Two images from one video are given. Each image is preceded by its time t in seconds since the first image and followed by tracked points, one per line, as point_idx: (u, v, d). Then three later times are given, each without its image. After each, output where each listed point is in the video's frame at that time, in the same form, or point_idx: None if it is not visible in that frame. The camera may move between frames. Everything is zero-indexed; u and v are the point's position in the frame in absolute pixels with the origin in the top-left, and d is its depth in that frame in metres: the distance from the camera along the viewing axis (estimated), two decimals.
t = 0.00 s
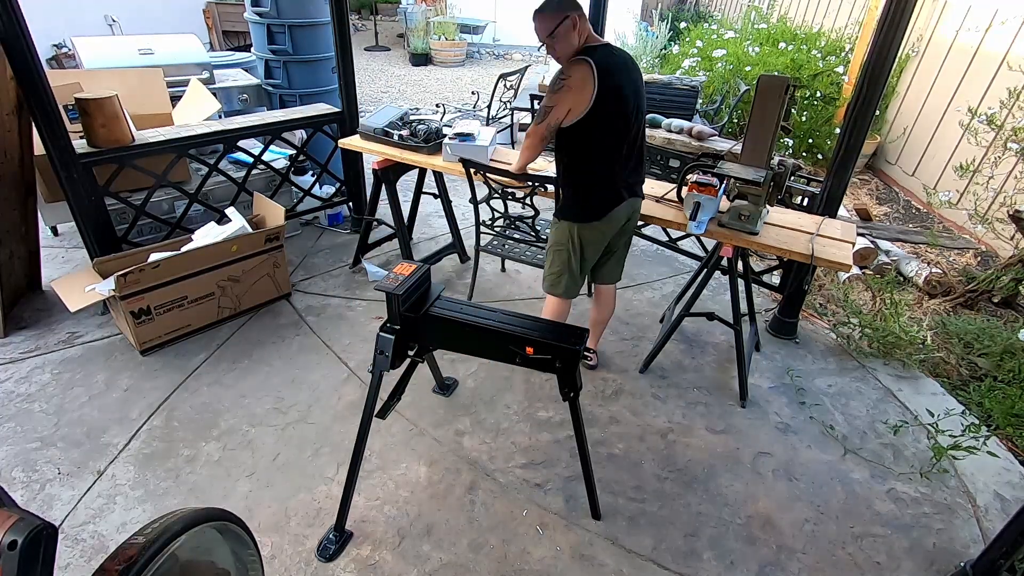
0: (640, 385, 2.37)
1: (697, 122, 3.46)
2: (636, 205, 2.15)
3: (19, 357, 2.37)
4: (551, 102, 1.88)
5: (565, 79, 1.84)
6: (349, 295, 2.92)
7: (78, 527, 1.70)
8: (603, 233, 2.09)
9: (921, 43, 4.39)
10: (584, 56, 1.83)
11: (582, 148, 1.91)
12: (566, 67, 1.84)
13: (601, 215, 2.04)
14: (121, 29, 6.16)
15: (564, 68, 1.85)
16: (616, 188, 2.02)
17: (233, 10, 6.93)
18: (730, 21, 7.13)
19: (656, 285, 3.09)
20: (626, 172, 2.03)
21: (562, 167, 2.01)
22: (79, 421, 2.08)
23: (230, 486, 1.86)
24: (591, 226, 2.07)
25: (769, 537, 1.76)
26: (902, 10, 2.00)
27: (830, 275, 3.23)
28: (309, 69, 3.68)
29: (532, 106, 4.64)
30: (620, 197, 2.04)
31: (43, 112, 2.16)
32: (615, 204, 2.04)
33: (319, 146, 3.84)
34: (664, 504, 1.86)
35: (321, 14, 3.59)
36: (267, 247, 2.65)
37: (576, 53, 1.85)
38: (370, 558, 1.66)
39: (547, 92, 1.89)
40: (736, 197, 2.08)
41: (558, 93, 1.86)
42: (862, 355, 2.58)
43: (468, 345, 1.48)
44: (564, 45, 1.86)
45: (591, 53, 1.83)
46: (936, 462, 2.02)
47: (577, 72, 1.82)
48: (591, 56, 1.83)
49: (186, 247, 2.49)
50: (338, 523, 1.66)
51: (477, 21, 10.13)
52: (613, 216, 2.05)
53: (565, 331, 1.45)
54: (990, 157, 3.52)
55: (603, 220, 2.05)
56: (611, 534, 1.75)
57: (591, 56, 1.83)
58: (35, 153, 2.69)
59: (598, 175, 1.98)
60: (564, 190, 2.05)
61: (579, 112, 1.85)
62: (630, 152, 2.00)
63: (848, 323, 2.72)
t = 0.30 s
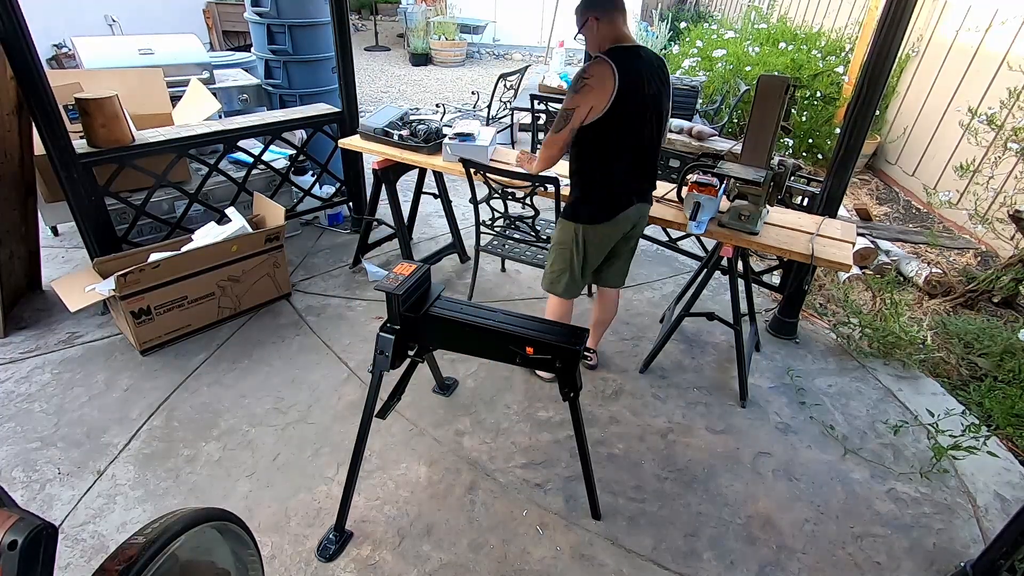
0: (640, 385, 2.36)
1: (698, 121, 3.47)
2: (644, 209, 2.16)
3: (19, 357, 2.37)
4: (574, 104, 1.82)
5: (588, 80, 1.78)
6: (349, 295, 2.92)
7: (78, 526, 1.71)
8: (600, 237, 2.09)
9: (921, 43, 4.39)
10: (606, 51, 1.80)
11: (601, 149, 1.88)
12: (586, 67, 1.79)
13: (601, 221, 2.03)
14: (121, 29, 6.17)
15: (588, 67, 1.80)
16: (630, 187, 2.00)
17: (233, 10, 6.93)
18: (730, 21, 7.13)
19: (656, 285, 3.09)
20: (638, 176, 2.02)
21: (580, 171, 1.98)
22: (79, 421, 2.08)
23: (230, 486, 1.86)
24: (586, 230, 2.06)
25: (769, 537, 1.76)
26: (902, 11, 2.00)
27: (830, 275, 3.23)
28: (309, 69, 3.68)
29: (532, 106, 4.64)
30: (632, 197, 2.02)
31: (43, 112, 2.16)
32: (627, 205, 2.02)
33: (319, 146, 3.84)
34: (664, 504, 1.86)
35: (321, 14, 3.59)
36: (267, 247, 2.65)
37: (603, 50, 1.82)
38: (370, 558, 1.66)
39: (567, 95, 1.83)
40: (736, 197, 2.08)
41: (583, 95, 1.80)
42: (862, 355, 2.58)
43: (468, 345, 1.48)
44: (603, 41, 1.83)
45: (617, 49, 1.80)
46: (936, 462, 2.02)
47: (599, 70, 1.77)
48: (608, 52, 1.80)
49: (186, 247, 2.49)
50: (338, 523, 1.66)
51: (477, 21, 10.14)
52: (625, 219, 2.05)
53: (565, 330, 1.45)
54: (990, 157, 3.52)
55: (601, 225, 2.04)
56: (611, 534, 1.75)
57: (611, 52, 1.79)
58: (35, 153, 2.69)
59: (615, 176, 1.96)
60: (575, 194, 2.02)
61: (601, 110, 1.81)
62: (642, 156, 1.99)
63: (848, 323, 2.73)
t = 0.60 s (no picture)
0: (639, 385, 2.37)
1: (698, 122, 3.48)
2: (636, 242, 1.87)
3: (20, 357, 2.37)
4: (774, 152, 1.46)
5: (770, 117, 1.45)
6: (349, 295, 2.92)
7: (78, 527, 1.71)
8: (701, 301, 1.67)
9: (921, 43, 4.38)
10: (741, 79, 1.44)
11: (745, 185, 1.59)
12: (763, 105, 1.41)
13: (698, 281, 1.63)
14: (121, 30, 6.18)
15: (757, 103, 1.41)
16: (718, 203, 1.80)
17: (233, 10, 6.93)
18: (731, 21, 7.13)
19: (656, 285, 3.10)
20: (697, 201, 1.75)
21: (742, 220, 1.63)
22: (79, 421, 2.08)
23: (230, 486, 1.86)
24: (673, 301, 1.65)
25: (769, 537, 1.76)
26: (901, 11, 2.01)
27: (830, 275, 3.22)
28: (309, 69, 3.68)
29: (532, 106, 4.65)
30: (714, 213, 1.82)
31: (43, 112, 2.16)
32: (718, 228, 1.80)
33: (319, 146, 3.84)
34: (664, 504, 1.86)
35: (321, 14, 3.59)
36: (267, 247, 2.65)
37: (737, 79, 1.43)
38: (370, 558, 1.66)
39: (769, 149, 1.43)
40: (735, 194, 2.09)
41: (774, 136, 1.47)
42: (862, 355, 2.58)
43: (468, 346, 1.48)
44: (723, 67, 1.41)
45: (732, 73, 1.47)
46: (936, 462, 2.02)
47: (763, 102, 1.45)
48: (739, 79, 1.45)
49: (186, 247, 2.49)
50: (338, 523, 1.66)
51: (477, 21, 10.14)
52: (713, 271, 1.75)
53: (565, 331, 1.45)
54: (990, 157, 3.52)
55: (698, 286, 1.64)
56: (611, 534, 1.75)
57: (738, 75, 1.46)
58: (35, 153, 2.69)
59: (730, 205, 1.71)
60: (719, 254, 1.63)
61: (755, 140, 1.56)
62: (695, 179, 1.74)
63: (848, 323, 2.73)
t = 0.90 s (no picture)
0: (640, 385, 2.37)
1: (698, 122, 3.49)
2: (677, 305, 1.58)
3: (20, 357, 2.37)
4: (823, 205, 1.14)
5: (824, 157, 1.12)
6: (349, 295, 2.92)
7: (78, 526, 1.71)
8: (728, 374, 1.42)
9: (921, 43, 4.38)
10: (797, 108, 1.16)
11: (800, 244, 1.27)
12: (809, 140, 1.11)
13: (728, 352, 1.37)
14: (121, 30, 6.18)
15: (802, 137, 1.12)
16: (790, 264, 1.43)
17: (233, 10, 6.92)
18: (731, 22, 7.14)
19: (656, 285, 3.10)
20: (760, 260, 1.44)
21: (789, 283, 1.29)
22: (79, 421, 2.08)
23: (230, 486, 1.86)
24: (694, 365, 1.42)
25: (769, 537, 1.76)
26: (902, 11, 2.01)
27: (830, 275, 3.23)
28: (309, 69, 3.68)
29: (532, 106, 4.65)
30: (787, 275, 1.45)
31: (43, 112, 2.16)
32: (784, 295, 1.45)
33: (319, 146, 3.84)
34: (664, 504, 1.86)
35: (321, 14, 3.59)
36: (267, 247, 2.65)
37: (785, 106, 1.16)
38: (370, 558, 1.66)
39: (806, 195, 1.11)
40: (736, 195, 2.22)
41: (827, 186, 1.13)
42: (862, 355, 2.58)
43: (469, 346, 1.48)
44: (760, 90, 1.17)
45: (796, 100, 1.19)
46: (936, 462, 2.02)
47: (823, 137, 1.14)
48: (797, 107, 1.17)
49: (186, 247, 2.49)
50: (338, 523, 1.66)
51: (477, 21, 10.14)
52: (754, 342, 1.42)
53: (565, 331, 1.45)
54: (990, 157, 3.52)
55: (728, 357, 1.39)
56: (611, 535, 1.75)
57: (798, 104, 1.18)
58: (35, 153, 2.70)
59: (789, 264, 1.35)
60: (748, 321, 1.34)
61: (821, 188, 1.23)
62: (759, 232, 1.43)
63: (848, 323, 2.73)
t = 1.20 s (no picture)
0: (640, 385, 2.37)
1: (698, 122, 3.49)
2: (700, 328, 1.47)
3: (20, 357, 2.37)
4: (826, 286, 0.96)
5: (842, 230, 0.94)
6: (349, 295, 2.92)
7: (78, 526, 1.71)
8: (731, 431, 1.29)
9: (921, 43, 4.37)
10: (832, 161, 0.98)
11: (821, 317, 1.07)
12: (820, 206, 0.93)
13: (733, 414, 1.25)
14: (121, 30, 6.18)
15: (823, 199, 0.94)
16: (826, 333, 1.22)
17: (233, 10, 6.91)
18: (731, 22, 7.14)
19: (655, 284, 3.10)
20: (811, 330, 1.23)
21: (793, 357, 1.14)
22: (79, 421, 2.08)
23: (230, 486, 1.86)
24: (695, 415, 1.32)
25: (769, 537, 1.76)
26: (901, 12, 2.04)
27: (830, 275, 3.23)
28: (309, 69, 3.68)
29: (532, 106, 4.65)
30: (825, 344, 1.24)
31: (44, 112, 2.16)
32: (816, 366, 1.26)
33: (319, 146, 3.84)
34: (664, 504, 1.86)
35: (321, 14, 3.59)
36: (267, 247, 2.65)
37: (814, 157, 0.99)
38: (370, 558, 1.66)
39: (801, 272, 0.95)
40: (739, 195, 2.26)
41: (836, 265, 0.94)
42: (862, 355, 2.58)
43: (469, 345, 1.48)
44: (785, 134, 1.02)
45: (839, 150, 1.00)
46: (936, 462, 2.02)
47: (852, 205, 0.94)
48: (835, 159, 0.98)
49: (186, 247, 2.49)
50: (338, 523, 1.66)
51: (477, 21, 10.14)
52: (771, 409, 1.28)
53: (565, 331, 1.45)
54: (990, 157, 3.52)
55: (729, 417, 1.26)
56: (611, 535, 1.75)
57: (836, 155, 0.99)
58: (35, 153, 2.70)
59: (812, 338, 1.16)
60: (742, 385, 1.21)
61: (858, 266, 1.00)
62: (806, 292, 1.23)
63: (848, 323, 2.73)
